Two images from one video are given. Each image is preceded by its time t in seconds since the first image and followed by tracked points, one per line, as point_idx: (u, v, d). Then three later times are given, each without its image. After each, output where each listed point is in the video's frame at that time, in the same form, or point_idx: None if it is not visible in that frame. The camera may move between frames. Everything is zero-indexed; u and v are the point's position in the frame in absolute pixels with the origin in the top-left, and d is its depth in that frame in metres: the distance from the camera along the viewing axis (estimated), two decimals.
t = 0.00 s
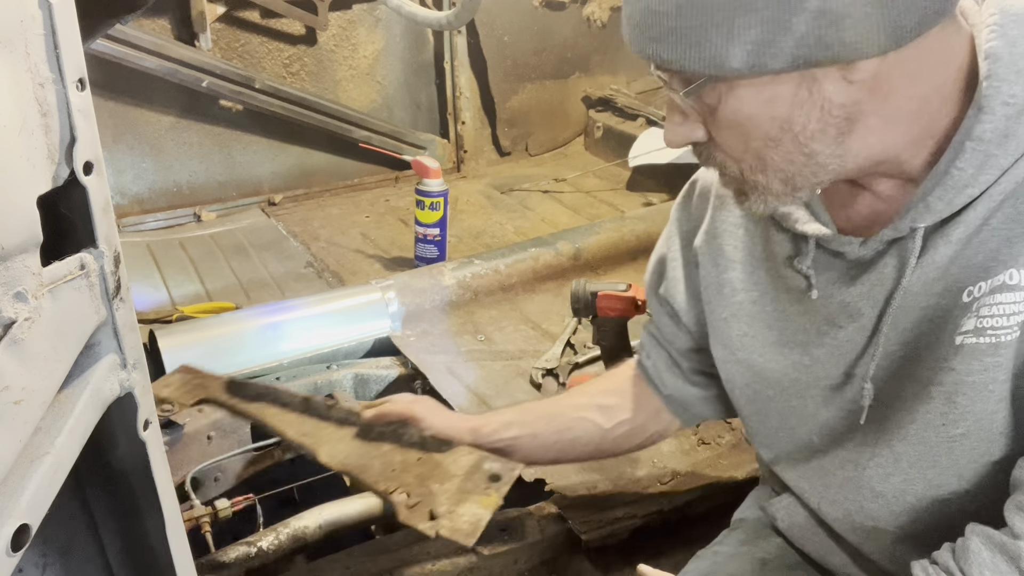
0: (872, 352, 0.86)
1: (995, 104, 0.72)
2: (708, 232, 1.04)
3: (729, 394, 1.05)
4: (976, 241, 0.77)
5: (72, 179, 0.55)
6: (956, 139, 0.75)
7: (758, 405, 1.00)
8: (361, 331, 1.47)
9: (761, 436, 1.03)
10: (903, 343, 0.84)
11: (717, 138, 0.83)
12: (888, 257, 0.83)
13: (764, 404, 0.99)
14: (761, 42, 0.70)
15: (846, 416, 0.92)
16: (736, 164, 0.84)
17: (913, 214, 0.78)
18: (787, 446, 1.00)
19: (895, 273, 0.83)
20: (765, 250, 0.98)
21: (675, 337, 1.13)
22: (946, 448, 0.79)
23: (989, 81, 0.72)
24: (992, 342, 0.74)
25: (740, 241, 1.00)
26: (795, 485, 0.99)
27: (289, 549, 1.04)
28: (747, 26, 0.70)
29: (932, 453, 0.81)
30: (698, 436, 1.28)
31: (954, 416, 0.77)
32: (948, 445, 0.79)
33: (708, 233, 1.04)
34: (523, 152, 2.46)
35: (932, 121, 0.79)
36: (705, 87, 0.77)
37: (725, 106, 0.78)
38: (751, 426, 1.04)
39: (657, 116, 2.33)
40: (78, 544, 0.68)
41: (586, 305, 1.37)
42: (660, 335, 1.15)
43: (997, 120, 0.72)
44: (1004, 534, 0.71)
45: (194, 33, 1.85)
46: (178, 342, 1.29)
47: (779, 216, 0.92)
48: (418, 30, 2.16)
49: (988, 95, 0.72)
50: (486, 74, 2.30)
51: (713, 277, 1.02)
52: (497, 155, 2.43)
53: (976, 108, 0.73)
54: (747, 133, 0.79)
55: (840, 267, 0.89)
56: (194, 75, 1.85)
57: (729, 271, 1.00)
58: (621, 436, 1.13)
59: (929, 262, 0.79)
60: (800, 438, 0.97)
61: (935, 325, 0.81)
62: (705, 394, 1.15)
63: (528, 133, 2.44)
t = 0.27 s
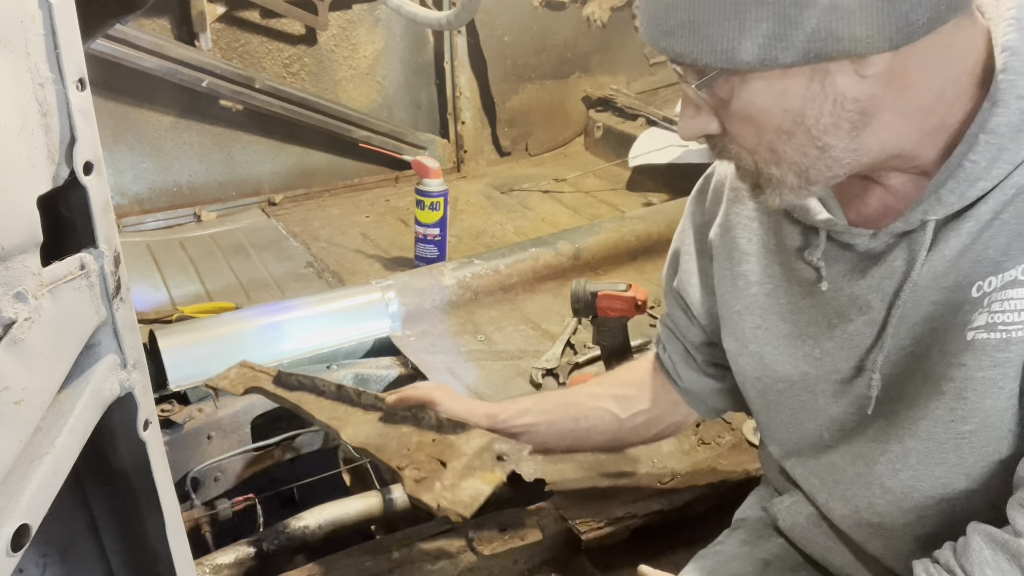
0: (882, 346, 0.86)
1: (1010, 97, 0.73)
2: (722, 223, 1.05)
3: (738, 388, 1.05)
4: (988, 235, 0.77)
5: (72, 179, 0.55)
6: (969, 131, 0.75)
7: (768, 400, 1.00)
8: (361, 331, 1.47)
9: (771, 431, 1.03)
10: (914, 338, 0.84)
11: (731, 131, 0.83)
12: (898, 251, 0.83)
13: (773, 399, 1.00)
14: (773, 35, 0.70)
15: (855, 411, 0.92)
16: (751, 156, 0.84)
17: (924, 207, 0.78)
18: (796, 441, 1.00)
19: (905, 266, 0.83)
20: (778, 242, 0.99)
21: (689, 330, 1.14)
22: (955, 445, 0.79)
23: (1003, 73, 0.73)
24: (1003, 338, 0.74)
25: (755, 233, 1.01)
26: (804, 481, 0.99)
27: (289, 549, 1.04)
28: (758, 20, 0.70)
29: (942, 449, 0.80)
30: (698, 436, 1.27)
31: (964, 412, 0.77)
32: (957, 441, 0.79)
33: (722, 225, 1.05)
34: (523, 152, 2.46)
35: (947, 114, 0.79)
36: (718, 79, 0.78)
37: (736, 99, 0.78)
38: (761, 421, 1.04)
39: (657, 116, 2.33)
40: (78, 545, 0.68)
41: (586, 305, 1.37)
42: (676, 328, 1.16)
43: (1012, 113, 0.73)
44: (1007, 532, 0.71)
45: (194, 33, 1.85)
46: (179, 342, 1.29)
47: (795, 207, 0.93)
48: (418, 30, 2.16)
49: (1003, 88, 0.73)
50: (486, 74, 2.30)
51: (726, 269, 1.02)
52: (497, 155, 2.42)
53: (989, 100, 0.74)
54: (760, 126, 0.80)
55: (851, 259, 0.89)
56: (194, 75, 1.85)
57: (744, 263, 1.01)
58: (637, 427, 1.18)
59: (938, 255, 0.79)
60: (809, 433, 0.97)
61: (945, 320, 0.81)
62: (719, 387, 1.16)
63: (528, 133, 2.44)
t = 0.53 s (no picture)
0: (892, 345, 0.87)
1: None
2: (726, 221, 1.05)
3: (740, 386, 1.05)
4: (1000, 235, 0.78)
5: (72, 179, 0.55)
6: (985, 130, 0.77)
7: (772, 398, 1.00)
8: (360, 332, 1.46)
9: (772, 430, 1.03)
10: (922, 337, 0.84)
11: (745, 126, 0.84)
12: (910, 250, 0.84)
13: (778, 397, 1.00)
14: (794, 29, 0.72)
15: (860, 410, 0.92)
16: (765, 151, 0.85)
17: (938, 206, 0.79)
18: (799, 440, 1.00)
19: (916, 265, 0.84)
20: (784, 240, 0.99)
21: (678, 324, 1.14)
22: (963, 445, 0.79)
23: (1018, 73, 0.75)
24: (1014, 337, 0.74)
25: (761, 232, 1.01)
26: (804, 479, 0.99)
27: (289, 549, 1.05)
28: (779, 13, 0.71)
29: (949, 449, 0.80)
30: (698, 436, 1.28)
31: (973, 412, 0.77)
32: (965, 441, 0.79)
33: (726, 222, 1.05)
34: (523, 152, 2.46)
35: (963, 114, 0.80)
36: (734, 73, 0.79)
37: (753, 93, 0.79)
38: (761, 419, 1.04)
39: (657, 116, 2.33)
40: (78, 545, 0.68)
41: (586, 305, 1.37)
42: (665, 322, 1.16)
43: None
44: (1007, 531, 0.71)
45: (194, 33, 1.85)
46: (178, 342, 1.29)
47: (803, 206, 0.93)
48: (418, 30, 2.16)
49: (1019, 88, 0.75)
50: (486, 74, 2.30)
51: (731, 267, 1.03)
52: (497, 155, 2.42)
53: (1006, 100, 0.76)
54: (776, 122, 0.81)
55: (861, 258, 0.90)
56: (194, 75, 1.85)
57: (750, 262, 1.01)
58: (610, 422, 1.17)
59: (950, 255, 0.80)
60: (812, 432, 0.98)
61: (954, 319, 0.81)
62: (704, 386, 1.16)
63: (528, 133, 2.44)
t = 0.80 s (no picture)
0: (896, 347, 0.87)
1: None
2: (728, 220, 1.05)
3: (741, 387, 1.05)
4: (1009, 237, 0.78)
5: (72, 179, 0.55)
6: (995, 131, 0.78)
7: (774, 398, 1.00)
8: (360, 332, 1.46)
9: (772, 430, 1.03)
10: (926, 338, 0.84)
11: (753, 124, 0.85)
12: (917, 252, 0.84)
13: (780, 398, 1.00)
14: (810, 25, 0.72)
15: (862, 411, 0.92)
16: (771, 150, 0.85)
17: (946, 207, 0.79)
18: (800, 441, 1.00)
19: (923, 268, 0.84)
20: (788, 241, 0.99)
21: (675, 323, 1.14)
22: (968, 447, 0.79)
23: None
24: (1021, 339, 0.74)
25: (764, 232, 1.01)
26: (805, 480, 0.99)
27: (289, 549, 1.05)
28: (795, 9, 0.71)
29: (953, 451, 0.80)
30: (698, 436, 1.28)
31: (978, 414, 0.77)
32: (970, 443, 0.79)
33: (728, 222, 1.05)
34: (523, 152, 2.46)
35: (972, 115, 0.81)
36: (746, 70, 0.79)
37: (764, 90, 0.80)
38: (761, 419, 1.04)
39: (657, 116, 2.33)
40: (79, 545, 0.68)
41: (586, 305, 1.38)
42: (662, 321, 1.16)
43: None
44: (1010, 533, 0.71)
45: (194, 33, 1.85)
46: (178, 342, 1.29)
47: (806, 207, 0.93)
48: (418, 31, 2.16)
49: None
50: (486, 74, 2.30)
51: (734, 267, 1.03)
52: (497, 155, 2.42)
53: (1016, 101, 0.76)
54: (786, 120, 0.81)
55: (867, 259, 0.90)
56: (194, 75, 1.85)
57: (753, 262, 1.01)
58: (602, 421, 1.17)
59: (958, 257, 0.80)
60: (814, 432, 0.98)
61: (960, 322, 0.81)
62: (700, 386, 1.15)
63: (528, 133, 2.44)
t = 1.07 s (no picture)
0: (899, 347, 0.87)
1: None
2: (730, 221, 1.05)
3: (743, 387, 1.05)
4: (1012, 238, 0.78)
5: (72, 179, 0.55)
6: (998, 132, 0.77)
7: (775, 398, 1.01)
8: (360, 331, 1.46)
9: (773, 430, 1.03)
10: (929, 339, 0.84)
11: (757, 123, 0.85)
12: (920, 251, 0.84)
13: (781, 398, 1.00)
14: (816, 24, 0.71)
15: (864, 411, 0.92)
16: (773, 150, 0.85)
17: (949, 208, 0.79)
18: (802, 440, 1.00)
19: (926, 268, 0.84)
20: (790, 241, 0.99)
21: (678, 323, 1.13)
22: (969, 447, 0.79)
23: None
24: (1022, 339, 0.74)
25: (766, 232, 1.01)
26: (806, 479, 0.99)
27: (289, 549, 1.05)
28: (801, 8, 0.71)
29: (954, 450, 0.80)
30: (698, 436, 1.28)
31: (979, 413, 0.77)
32: (971, 443, 0.79)
33: (730, 223, 1.05)
34: (523, 152, 2.46)
35: (975, 115, 0.80)
36: (751, 69, 0.79)
37: (769, 89, 0.80)
38: (762, 419, 1.05)
39: (657, 116, 2.33)
40: (78, 545, 0.68)
41: (586, 305, 1.38)
42: (665, 321, 1.16)
43: None
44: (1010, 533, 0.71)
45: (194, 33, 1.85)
46: (178, 342, 1.29)
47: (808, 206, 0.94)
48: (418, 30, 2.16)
49: None
50: (486, 74, 2.30)
51: (736, 267, 1.03)
52: (497, 155, 2.42)
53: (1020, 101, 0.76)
54: (789, 120, 0.82)
55: (870, 259, 0.90)
56: (194, 75, 1.85)
57: (755, 262, 1.01)
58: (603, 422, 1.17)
59: (960, 257, 0.80)
60: (815, 432, 0.98)
61: (961, 322, 0.81)
62: (702, 386, 1.15)
63: (528, 132, 2.44)
